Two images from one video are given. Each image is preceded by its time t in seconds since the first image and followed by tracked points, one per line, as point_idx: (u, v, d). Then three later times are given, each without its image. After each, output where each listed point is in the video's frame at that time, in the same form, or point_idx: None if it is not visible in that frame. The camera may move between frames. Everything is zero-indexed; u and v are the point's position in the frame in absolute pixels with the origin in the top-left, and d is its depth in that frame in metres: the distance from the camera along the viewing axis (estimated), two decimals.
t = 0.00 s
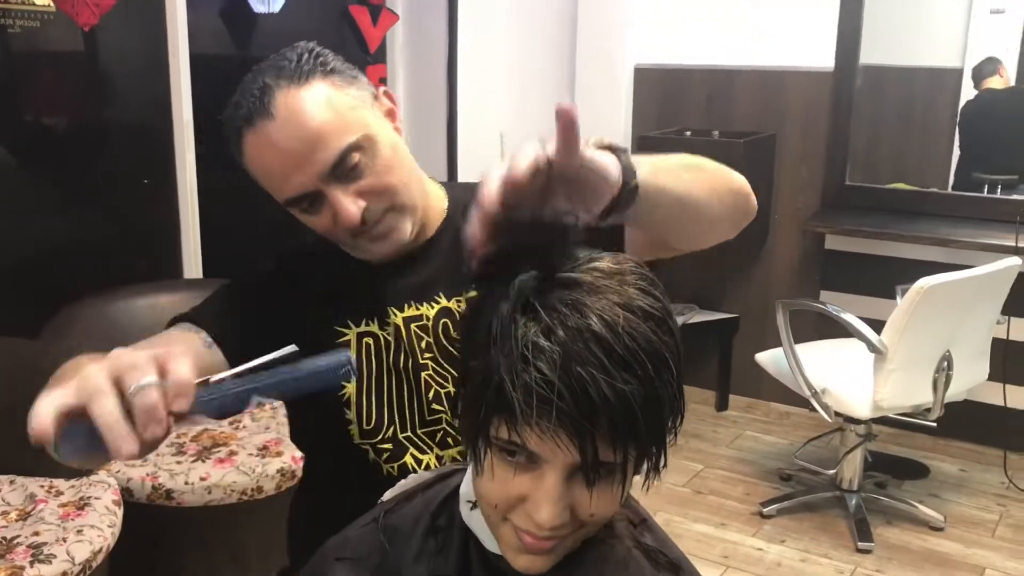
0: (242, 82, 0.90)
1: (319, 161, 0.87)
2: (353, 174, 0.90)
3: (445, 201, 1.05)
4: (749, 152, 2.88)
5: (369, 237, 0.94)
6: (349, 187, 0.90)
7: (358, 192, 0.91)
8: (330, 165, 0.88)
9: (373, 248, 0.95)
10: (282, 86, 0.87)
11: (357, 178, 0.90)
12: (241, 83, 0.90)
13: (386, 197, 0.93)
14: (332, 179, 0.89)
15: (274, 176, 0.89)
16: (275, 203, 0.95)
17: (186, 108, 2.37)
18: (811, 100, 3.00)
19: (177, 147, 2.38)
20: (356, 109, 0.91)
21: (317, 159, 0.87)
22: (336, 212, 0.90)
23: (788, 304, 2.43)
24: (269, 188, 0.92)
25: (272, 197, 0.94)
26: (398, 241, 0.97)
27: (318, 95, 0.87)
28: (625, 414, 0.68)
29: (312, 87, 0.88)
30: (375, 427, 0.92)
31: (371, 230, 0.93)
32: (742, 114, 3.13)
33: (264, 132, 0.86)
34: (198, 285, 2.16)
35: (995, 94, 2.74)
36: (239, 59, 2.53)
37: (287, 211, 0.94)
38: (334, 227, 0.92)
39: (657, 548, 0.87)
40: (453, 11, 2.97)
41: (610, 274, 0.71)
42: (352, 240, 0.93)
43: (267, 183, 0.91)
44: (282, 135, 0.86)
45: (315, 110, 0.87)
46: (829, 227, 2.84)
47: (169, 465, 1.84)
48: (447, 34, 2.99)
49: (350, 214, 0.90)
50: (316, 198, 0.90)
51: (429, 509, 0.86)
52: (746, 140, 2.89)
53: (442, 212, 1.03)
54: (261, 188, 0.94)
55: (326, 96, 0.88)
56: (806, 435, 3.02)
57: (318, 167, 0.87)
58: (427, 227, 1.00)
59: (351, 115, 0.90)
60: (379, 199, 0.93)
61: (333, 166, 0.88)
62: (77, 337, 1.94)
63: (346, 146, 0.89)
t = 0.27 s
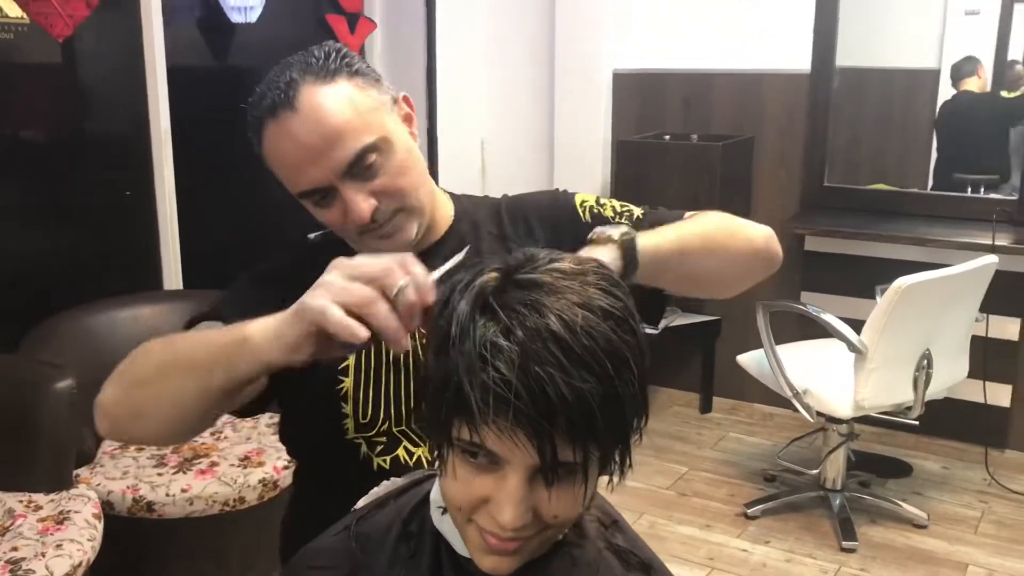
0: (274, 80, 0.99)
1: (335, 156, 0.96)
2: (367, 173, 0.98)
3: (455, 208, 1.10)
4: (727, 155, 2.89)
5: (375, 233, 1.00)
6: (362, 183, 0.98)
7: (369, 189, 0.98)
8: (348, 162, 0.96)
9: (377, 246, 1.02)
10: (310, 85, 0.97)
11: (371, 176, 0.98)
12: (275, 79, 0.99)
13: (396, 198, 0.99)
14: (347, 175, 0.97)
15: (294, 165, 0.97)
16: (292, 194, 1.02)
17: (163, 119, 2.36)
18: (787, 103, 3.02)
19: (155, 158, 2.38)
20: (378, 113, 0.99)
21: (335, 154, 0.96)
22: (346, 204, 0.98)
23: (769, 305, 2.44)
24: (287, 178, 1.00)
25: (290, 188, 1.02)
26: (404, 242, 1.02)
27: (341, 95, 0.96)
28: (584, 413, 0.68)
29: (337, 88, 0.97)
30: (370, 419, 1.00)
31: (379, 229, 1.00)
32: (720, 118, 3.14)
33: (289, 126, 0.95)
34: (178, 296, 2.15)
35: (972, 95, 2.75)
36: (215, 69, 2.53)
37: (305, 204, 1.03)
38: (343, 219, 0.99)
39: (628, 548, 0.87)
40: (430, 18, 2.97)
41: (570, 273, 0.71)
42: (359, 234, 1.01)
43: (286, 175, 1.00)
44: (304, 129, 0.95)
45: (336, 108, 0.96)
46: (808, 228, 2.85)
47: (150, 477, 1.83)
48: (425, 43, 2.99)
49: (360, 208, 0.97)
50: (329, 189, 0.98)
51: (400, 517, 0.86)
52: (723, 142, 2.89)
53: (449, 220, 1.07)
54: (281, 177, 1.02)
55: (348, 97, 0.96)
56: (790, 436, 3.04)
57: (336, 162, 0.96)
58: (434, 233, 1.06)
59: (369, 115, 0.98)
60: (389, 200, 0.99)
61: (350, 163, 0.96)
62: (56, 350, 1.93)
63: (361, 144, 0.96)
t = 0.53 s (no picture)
0: (249, 74, 0.99)
1: (308, 153, 0.96)
2: (339, 171, 0.98)
3: (420, 214, 1.10)
4: (701, 164, 2.91)
5: (344, 233, 1.00)
6: (333, 182, 0.98)
7: (340, 188, 0.98)
8: (320, 158, 0.97)
9: (344, 245, 1.01)
10: (285, 81, 0.96)
11: (342, 174, 0.98)
12: (249, 74, 0.98)
13: (365, 198, 1.00)
14: (319, 172, 0.97)
15: (265, 160, 0.97)
16: (260, 190, 1.02)
17: (136, 125, 2.34)
18: (761, 112, 3.04)
19: (129, 164, 2.37)
20: (352, 111, 0.99)
21: (308, 151, 0.96)
22: (316, 202, 0.98)
23: (743, 313, 2.45)
24: (256, 173, 0.99)
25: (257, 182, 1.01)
26: (372, 243, 1.02)
27: (317, 92, 0.96)
28: (542, 417, 0.68)
29: (313, 84, 0.97)
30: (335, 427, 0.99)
31: (348, 229, 1.00)
32: (695, 126, 3.16)
33: (262, 120, 0.95)
34: (151, 304, 2.13)
35: (943, 105, 2.78)
36: (189, 76, 2.51)
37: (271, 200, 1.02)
38: (311, 217, 0.99)
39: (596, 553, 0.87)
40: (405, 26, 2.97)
41: (529, 277, 0.71)
42: (327, 234, 1.00)
43: (254, 169, 0.99)
44: (278, 124, 0.95)
45: (313, 106, 0.96)
46: (782, 236, 2.87)
47: (120, 486, 1.81)
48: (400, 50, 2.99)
49: (330, 207, 0.97)
50: (300, 186, 0.97)
51: (364, 526, 0.86)
52: (697, 151, 2.91)
53: (415, 223, 1.08)
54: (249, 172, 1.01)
55: (323, 94, 0.97)
56: (764, 442, 3.05)
57: (308, 159, 0.96)
58: (403, 234, 1.06)
59: (343, 114, 0.98)
60: (360, 199, 0.99)
61: (322, 160, 0.97)
62: (26, 359, 1.91)
63: (335, 142, 0.97)
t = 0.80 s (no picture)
0: (226, 82, 0.97)
1: (294, 163, 0.95)
2: (325, 180, 0.97)
3: (408, 214, 1.09)
4: (691, 152, 2.91)
5: (333, 243, 0.99)
6: (319, 191, 0.97)
7: (328, 197, 0.97)
8: (305, 168, 0.95)
9: (334, 255, 1.00)
10: (265, 90, 0.95)
11: (328, 183, 0.97)
12: (226, 83, 0.97)
13: (354, 206, 0.99)
14: (305, 182, 0.96)
15: (249, 172, 0.95)
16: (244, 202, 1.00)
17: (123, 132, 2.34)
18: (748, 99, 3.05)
19: (118, 172, 2.36)
20: (335, 120, 0.98)
21: (292, 160, 0.95)
22: (304, 213, 0.97)
23: (737, 300, 2.46)
24: (239, 185, 0.98)
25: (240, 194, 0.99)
26: (362, 251, 1.01)
27: (298, 101, 0.95)
28: (555, 447, 0.68)
29: (293, 93, 0.95)
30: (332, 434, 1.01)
31: (337, 238, 0.99)
32: (683, 114, 3.16)
33: (244, 132, 0.93)
34: (146, 311, 2.13)
35: (929, 85, 2.79)
36: (175, 81, 2.50)
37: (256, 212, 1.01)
38: (300, 229, 0.98)
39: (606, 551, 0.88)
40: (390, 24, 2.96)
41: (540, 299, 0.70)
42: (316, 245, 0.99)
43: (237, 182, 0.97)
44: (261, 135, 0.93)
45: (296, 115, 0.94)
46: (773, 222, 2.88)
47: (122, 495, 1.81)
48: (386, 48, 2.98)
49: (319, 216, 0.96)
50: (287, 197, 0.96)
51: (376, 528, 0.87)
52: (687, 140, 2.91)
53: (404, 227, 1.07)
54: (231, 183, 0.99)
55: (304, 102, 0.95)
56: (762, 429, 3.06)
57: (293, 169, 0.95)
58: (392, 240, 1.05)
59: (326, 121, 0.97)
60: (347, 208, 0.99)
61: (307, 170, 0.96)
62: (22, 371, 1.90)
63: (320, 151, 0.95)
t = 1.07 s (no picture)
0: (223, 56, 0.96)
1: (289, 137, 0.94)
2: (321, 155, 0.96)
3: (405, 195, 1.08)
4: (691, 138, 2.90)
5: (328, 219, 0.98)
6: (315, 166, 0.96)
7: (323, 173, 0.96)
8: (301, 143, 0.95)
9: (329, 232, 1.00)
10: (262, 63, 0.94)
11: (325, 159, 0.97)
12: (223, 56, 0.96)
13: (349, 183, 0.98)
14: (299, 156, 0.95)
15: (243, 145, 0.94)
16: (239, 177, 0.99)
17: (120, 109, 2.32)
18: (749, 85, 3.03)
19: (115, 149, 2.34)
20: (333, 95, 0.98)
21: (287, 134, 0.94)
22: (298, 187, 0.96)
23: (735, 287, 2.45)
24: (234, 159, 0.97)
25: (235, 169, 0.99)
26: (357, 229, 1.00)
27: (294, 74, 0.94)
28: (545, 418, 0.68)
29: (290, 67, 0.94)
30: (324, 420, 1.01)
31: (333, 215, 0.98)
32: (684, 99, 3.15)
33: (240, 104, 0.92)
34: (142, 289, 2.12)
35: (930, 73, 2.78)
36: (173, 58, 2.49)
37: (249, 186, 1.00)
38: (294, 204, 0.97)
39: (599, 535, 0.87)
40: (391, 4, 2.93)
41: (530, 272, 0.70)
42: (312, 222, 0.98)
43: (233, 156, 0.96)
44: (256, 107, 0.92)
45: (293, 88, 0.93)
46: (772, 209, 2.87)
47: (116, 473, 1.81)
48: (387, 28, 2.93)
49: (314, 191, 0.95)
50: (282, 171, 0.95)
51: (369, 511, 0.88)
52: (687, 126, 2.90)
53: (400, 209, 1.06)
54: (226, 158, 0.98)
55: (301, 77, 0.94)
56: (757, 415, 3.06)
57: (289, 142, 0.94)
58: (389, 218, 1.05)
59: (323, 95, 0.96)
60: (344, 185, 0.98)
61: (302, 144, 0.95)
62: (16, 348, 1.90)
63: (316, 125, 0.95)
